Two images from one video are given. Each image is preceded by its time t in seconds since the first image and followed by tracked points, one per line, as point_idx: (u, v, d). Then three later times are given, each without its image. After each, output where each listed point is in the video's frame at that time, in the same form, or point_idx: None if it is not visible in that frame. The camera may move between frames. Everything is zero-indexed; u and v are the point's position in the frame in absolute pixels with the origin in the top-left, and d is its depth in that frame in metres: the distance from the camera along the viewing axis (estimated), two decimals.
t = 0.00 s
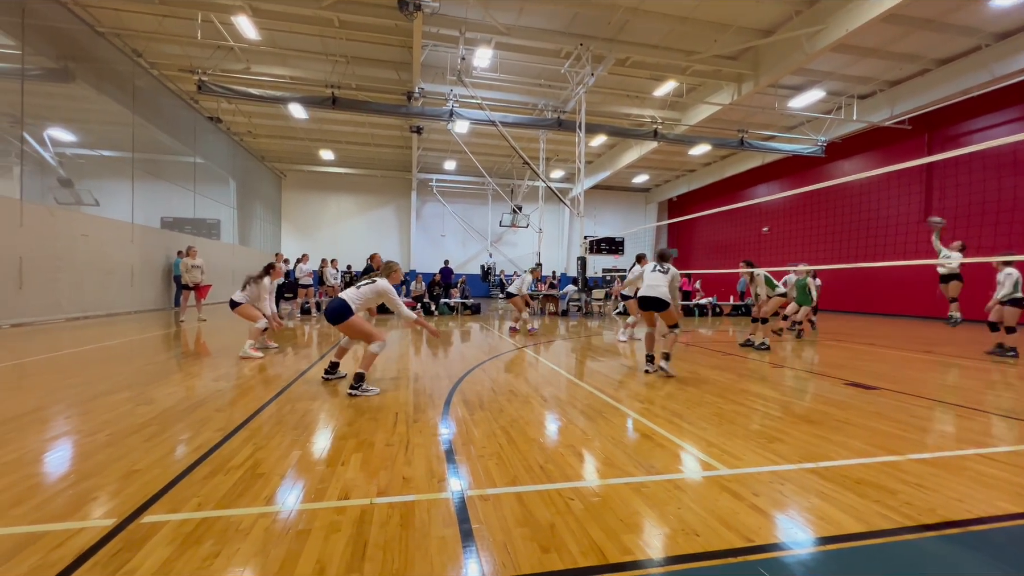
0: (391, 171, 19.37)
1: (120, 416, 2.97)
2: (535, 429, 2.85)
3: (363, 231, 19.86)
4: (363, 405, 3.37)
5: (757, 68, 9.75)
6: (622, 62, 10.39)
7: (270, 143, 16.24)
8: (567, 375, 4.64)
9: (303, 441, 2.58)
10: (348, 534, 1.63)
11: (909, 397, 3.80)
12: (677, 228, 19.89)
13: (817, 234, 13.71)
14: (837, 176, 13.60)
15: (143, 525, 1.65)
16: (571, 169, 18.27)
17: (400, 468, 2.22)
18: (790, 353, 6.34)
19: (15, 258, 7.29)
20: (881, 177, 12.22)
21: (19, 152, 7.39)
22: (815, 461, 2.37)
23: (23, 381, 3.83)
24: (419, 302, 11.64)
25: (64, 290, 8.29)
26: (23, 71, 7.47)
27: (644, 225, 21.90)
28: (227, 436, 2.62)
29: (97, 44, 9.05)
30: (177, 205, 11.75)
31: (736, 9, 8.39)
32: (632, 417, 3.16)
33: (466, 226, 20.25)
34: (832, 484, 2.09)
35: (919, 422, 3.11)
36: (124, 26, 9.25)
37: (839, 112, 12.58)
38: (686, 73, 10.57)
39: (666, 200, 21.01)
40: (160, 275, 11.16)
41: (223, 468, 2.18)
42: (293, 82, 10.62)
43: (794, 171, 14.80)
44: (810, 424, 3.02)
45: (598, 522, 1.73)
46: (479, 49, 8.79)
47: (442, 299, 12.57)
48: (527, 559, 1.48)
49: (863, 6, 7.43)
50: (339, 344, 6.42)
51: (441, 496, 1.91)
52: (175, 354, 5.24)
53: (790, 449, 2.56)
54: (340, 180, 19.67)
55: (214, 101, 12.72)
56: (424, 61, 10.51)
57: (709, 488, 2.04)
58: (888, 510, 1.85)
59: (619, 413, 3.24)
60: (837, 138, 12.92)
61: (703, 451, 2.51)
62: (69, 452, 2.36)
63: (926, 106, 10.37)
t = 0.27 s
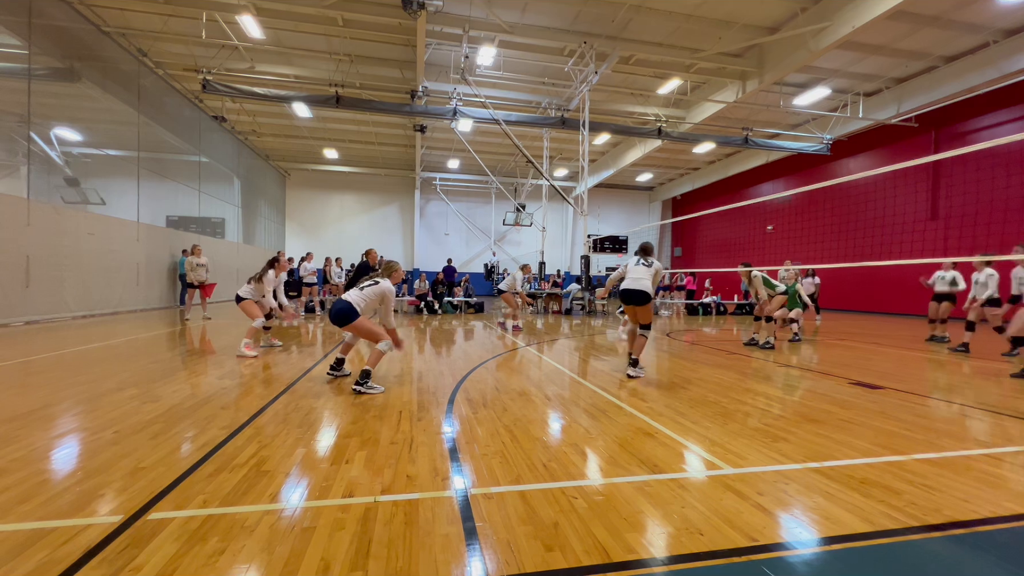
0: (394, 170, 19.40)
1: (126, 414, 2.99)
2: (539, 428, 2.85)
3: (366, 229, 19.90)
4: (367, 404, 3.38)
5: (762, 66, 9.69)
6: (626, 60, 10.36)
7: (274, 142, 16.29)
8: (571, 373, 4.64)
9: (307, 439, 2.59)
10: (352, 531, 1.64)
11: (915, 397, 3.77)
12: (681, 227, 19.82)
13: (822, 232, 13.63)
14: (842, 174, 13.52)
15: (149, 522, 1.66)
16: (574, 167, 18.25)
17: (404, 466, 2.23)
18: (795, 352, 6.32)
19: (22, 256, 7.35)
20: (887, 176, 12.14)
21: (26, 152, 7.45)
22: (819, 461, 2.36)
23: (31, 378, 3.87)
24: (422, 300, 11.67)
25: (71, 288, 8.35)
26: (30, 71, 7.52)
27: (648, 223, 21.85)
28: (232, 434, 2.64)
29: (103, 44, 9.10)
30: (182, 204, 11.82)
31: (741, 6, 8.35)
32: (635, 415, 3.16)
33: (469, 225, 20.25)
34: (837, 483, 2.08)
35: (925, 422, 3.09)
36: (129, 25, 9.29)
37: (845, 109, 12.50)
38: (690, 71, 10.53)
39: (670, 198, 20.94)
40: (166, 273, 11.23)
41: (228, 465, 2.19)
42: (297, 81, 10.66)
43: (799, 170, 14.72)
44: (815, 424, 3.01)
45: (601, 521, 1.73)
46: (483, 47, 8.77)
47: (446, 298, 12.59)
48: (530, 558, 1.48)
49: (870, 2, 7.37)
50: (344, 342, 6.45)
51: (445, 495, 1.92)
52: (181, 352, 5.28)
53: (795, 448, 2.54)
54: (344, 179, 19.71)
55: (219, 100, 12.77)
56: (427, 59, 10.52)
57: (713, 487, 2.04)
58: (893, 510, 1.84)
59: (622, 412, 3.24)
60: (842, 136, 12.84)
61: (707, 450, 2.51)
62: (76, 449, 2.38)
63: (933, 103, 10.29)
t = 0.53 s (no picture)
0: (397, 170, 19.42)
1: (130, 413, 3.00)
2: (541, 428, 2.85)
3: (369, 229, 19.93)
4: (369, 403, 3.38)
5: (765, 65, 9.66)
6: (629, 59, 10.35)
7: (277, 141, 16.32)
8: (573, 373, 4.64)
9: (310, 438, 2.60)
10: (355, 531, 1.64)
11: (919, 397, 3.75)
12: (684, 227, 19.77)
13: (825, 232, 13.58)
14: (846, 174, 13.46)
15: (153, 521, 1.66)
16: (577, 167, 18.24)
17: (406, 465, 2.23)
18: (798, 352, 6.30)
19: (27, 256, 7.38)
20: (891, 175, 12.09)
21: (31, 151, 7.48)
22: (823, 461, 2.35)
23: (36, 377, 3.89)
24: (425, 299, 11.68)
25: (74, 287, 8.38)
26: (35, 71, 7.55)
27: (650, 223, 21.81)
28: (235, 432, 2.65)
29: (107, 44, 9.13)
30: (185, 204, 11.86)
31: (744, 5, 8.32)
32: (638, 415, 3.15)
33: (471, 224, 20.25)
34: (840, 484, 2.08)
35: (929, 422, 3.08)
36: (133, 26, 9.32)
37: (848, 108, 12.45)
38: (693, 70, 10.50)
39: (672, 198, 20.90)
40: (169, 273, 11.26)
41: (231, 464, 2.20)
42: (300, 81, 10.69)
43: (802, 169, 14.66)
44: (818, 424, 3.00)
45: (603, 520, 1.73)
46: (486, 47, 8.76)
47: (448, 297, 12.60)
48: (532, 558, 1.48)
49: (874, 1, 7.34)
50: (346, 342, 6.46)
51: (447, 494, 1.92)
52: (184, 352, 5.29)
53: (798, 449, 2.54)
54: (346, 178, 19.74)
55: (222, 100, 12.82)
56: (430, 59, 10.53)
57: (715, 487, 2.03)
58: (896, 511, 1.83)
59: (625, 412, 3.23)
60: (846, 135, 12.79)
61: (710, 450, 2.50)
62: (80, 448, 2.39)
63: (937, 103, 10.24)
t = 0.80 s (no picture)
0: (398, 169, 19.43)
1: (132, 412, 3.01)
2: (543, 427, 2.85)
3: (370, 229, 19.94)
4: (371, 403, 3.38)
5: (767, 65, 9.64)
6: (631, 58, 10.33)
7: (279, 141, 16.34)
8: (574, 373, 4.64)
9: (312, 437, 2.60)
10: (356, 530, 1.64)
11: (921, 398, 3.74)
12: (685, 227, 19.75)
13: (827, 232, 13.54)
14: (848, 173, 13.43)
15: (155, 520, 1.67)
16: (578, 166, 18.22)
17: (407, 465, 2.23)
18: (800, 352, 6.29)
19: (29, 255, 7.40)
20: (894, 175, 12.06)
21: (33, 151, 7.50)
22: (825, 462, 2.35)
23: (39, 376, 3.90)
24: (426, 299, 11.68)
25: (76, 286, 8.40)
26: (37, 71, 7.56)
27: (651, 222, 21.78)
28: (237, 432, 2.65)
29: (109, 43, 9.14)
30: (187, 204, 11.88)
31: (747, 4, 8.29)
32: (639, 415, 3.15)
33: (473, 224, 20.25)
34: (842, 485, 2.07)
35: (931, 423, 3.07)
36: (136, 25, 9.36)
37: (851, 108, 12.42)
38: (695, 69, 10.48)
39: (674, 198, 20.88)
40: (171, 272, 11.29)
41: (232, 464, 2.20)
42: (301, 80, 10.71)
43: (804, 169, 14.63)
44: (820, 425, 3.00)
45: (604, 520, 1.73)
46: (487, 47, 8.77)
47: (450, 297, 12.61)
48: (534, 557, 1.48)
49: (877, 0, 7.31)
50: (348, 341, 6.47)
51: (448, 493, 1.92)
52: (186, 351, 5.30)
53: (800, 449, 2.53)
54: (348, 178, 19.77)
55: (224, 99, 12.83)
56: (432, 59, 10.53)
57: (716, 487, 2.03)
58: (898, 512, 1.82)
59: (626, 412, 3.23)
60: (848, 135, 12.76)
61: (711, 450, 2.50)
62: (82, 447, 2.39)
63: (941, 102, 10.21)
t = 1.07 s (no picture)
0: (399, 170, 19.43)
1: (132, 411, 3.01)
2: (542, 427, 2.85)
3: (370, 229, 19.94)
4: (371, 403, 3.38)
5: (768, 65, 9.63)
6: (631, 58, 10.33)
7: (279, 141, 16.34)
8: (574, 373, 4.64)
9: (312, 437, 2.61)
10: (356, 529, 1.64)
11: (922, 399, 3.74)
12: (686, 227, 19.74)
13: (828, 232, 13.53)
14: (849, 174, 13.42)
15: (154, 519, 1.67)
16: (579, 166, 18.22)
17: (408, 465, 2.23)
18: (799, 353, 6.29)
19: (29, 255, 7.40)
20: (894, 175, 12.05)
21: (33, 150, 7.50)
22: (824, 462, 2.35)
23: (39, 376, 3.91)
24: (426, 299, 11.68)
25: (76, 286, 8.40)
26: (38, 71, 7.56)
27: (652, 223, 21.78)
28: (237, 431, 2.65)
29: (110, 43, 9.14)
30: (188, 203, 11.87)
31: (748, 4, 8.28)
32: (639, 415, 3.15)
33: (473, 224, 20.25)
34: (842, 485, 2.07)
35: (931, 423, 3.07)
36: (137, 25, 9.37)
37: (851, 109, 12.42)
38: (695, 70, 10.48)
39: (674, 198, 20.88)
40: (172, 272, 11.29)
41: (232, 463, 2.20)
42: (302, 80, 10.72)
43: (805, 169, 14.62)
44: (820, 425, 2.99)
45: (604, 521, 1.73)
46: (488, 47, 8.76)
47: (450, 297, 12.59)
48: (533, 558, 1.48)
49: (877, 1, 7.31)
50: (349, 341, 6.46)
51: (448, 493, 1.92)
52: (186, 351, 5.30)
53: (800, 450, 2.53)
54: (348, 178, 19.77)
55: (224, 99, 12.84)
56: (432, 59, 10.54)
57: (717, 488, 2.03)
58: (898, 513, 1.82)
59: (625, 412, 3.23)
60: (849, 135, 12.75)
61: (711, 450, 2.51)
62: (82, 446, 2.39)
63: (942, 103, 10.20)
